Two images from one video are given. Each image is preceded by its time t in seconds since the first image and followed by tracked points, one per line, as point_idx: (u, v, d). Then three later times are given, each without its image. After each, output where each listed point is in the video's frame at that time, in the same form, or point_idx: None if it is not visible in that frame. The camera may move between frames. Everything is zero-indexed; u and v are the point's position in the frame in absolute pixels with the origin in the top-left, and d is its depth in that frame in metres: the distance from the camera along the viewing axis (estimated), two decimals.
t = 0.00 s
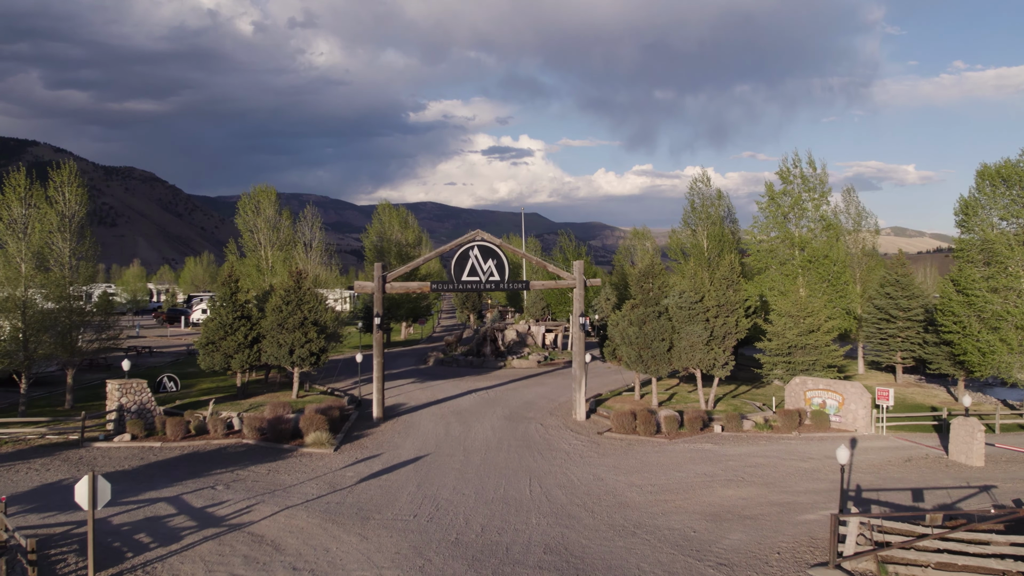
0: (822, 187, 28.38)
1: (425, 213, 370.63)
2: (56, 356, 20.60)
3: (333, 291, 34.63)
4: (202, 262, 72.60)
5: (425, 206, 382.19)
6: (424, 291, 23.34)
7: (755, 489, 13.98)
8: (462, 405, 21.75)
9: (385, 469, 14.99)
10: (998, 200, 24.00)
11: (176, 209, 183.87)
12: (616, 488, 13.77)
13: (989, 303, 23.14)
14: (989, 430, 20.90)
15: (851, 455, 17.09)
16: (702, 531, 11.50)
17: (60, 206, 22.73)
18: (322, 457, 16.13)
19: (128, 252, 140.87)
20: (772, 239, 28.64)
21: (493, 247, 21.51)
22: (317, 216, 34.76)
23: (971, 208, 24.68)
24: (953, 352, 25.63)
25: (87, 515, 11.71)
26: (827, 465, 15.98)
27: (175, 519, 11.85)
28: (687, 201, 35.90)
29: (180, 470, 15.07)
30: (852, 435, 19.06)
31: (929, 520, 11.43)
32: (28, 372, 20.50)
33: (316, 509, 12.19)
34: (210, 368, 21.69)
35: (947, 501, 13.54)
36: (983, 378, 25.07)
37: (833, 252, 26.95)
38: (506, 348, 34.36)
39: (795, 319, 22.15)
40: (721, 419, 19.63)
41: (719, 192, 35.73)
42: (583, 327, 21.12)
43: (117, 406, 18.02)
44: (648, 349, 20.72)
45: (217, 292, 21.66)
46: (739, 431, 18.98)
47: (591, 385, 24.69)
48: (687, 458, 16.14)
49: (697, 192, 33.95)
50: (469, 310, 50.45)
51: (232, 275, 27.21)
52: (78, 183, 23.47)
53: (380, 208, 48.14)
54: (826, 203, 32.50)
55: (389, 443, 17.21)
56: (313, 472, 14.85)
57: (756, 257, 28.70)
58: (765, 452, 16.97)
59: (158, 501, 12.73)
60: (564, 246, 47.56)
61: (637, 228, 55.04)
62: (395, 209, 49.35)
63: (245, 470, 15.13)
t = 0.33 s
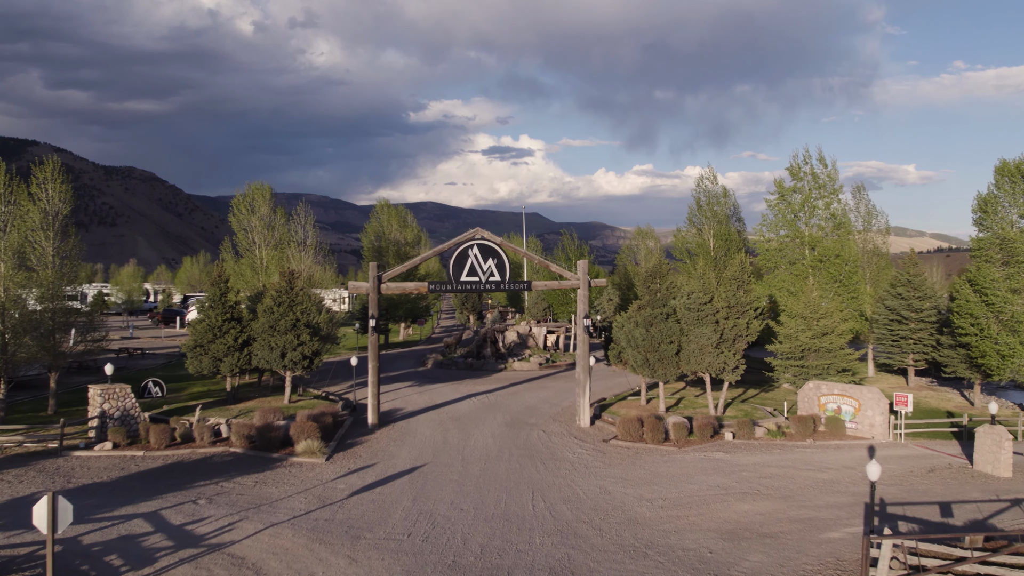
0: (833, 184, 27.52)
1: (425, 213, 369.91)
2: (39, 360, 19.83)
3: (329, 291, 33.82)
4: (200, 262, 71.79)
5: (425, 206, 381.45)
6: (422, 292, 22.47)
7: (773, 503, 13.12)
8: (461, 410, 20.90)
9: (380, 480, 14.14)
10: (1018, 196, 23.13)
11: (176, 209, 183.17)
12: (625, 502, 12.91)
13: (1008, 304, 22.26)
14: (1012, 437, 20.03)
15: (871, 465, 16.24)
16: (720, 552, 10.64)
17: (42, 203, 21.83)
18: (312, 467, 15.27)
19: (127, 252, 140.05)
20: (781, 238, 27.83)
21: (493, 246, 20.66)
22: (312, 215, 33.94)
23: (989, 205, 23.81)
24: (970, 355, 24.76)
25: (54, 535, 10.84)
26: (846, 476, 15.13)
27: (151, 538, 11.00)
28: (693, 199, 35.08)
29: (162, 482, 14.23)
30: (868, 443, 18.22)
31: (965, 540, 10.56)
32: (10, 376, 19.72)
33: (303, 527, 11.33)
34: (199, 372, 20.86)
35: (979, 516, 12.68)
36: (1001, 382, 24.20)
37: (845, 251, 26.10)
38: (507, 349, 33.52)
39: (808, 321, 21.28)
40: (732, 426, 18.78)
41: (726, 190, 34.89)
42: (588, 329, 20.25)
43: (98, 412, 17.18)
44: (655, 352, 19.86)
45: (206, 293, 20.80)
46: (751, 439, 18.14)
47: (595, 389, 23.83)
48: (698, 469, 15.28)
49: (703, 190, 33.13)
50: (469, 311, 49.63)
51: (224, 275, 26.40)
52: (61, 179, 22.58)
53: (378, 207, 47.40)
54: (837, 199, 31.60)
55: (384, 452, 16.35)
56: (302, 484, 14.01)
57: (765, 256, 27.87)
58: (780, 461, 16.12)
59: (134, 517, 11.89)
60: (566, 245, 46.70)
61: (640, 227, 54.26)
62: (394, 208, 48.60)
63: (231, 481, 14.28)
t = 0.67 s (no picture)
0: (844, 181, 26.60)
1: (425, 213, 369.15)
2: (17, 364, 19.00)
3: (325, 292, 32.95)
4: (196, 262, 70.91)
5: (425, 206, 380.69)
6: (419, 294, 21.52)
7: (793, 520, 12.22)
8: (460, 417, 20.01)
9: (372, 494, 13.25)
10: None
11: (175, 208, 182.36)
12: (636, 520, 12.00)
13: None
14: None
15: (893, 476, 15.35)
16: None
17: (24, 200, 20.88)
18: (301, 479, 14.38)
19: (127, 252, 139.14)
20: (791, 237, 26.96)
21: (493, 245, 19.75)
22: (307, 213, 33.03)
23: (1009, 202, 22.89)
24: (989, 359, 23.83)
25: (15, 559, 9.95)
26: (868, 488, 14.26)
27: (120, 561, 10.11)
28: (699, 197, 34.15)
29: (140, 496, 13.36)
30: (888, 451, 17.34)
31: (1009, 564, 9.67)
32: None
33: (287, 549, 10.43)
34: (186, 377, 19.93)
35: (1015, 534, 11.81)
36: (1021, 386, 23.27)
37: (857, 251, 25.19)
38: (507, 351, 32.65)
39: (822, 323, 20.36)
40: (744, 433, 17.90)
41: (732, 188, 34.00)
42: (593, 332, 19.32)
43: (78, 420, 16.30)
44: (663, 356, 18.95)
45: (193, 294, 19.89)
46: (764, 447, 17.26)
47: (599, 394, 22.91)
48: (711, 481, 14.39)
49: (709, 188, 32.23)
50: (468, 312, 48.76)
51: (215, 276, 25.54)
52: (44, 175, 21.64)
53: (376, 206, 46.60)
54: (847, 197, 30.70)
55: (378, 462, 15.47)
56: (289, 498, 13.12)
57: (774, 256, 26.98)
58: (798, 472, 15.23)
59: (106, 536, 11.02)
60: (568, 245, 45.82)
61: (643, 227, 53.42)
62: (392, 207, 47.77)
63: (214, 495, 13.39)
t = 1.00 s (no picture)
0: (856, 177, 25.68)
1: (425, 213, 368.42)
2: None
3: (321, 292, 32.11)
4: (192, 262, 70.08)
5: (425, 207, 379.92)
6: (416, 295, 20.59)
7: (817, 539, 11.32)
8: (458, 424, 19.11)
9: (363, 510, 12.33)
10: None
11: (177, 209, 181.82)
12: (647, 539, 11.10)
13: None
14: None
15: (918, 488, 14.45)
16: None
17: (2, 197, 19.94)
18: (288, 493, 13.48)
19: (128, 252, 138.13)
20: (801, 236, 26.05)
21: (493, 243, 18.86)
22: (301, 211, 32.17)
23: None
24: (1010, 362, 22.87)
25: None
26: (893, 503, 13.37)
27: None
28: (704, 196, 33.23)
29: (114, 512, 12.45)
30: (909, 461, 16.44)
31: None
32: None
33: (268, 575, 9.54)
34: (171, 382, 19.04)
35: None
36: None
37: (871, 250, 24.28)
38: (508, 354, 31.76)
39: (837, 326, 19.45)
40: (757, 442, 17.01)
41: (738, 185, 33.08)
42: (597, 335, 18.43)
43: (54, 428, 15.41)
44: (671, 361, 18.04)
45: (179, 295, 18.99)
46: (778, 457, 16.38)
47: (603, 399, 22.03)
48: (725, 495, 13.47)
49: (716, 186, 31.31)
50: (468, 313, 47.91)
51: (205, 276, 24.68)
52: (24, 171, 20.73)
53: (373, 205, 45.84)
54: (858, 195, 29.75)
55: (371, 474, 14.58)
56: (274, 515, 12.21)
57: (784, 255, 26.08)
58: (817, 485, 14.35)
59: (71, 559, 10.12)
60: (570, 245, 44.94)
61: (646, 227, 52.64)
62: (389, 206, 47.00)
63: (194, 511, 12.51)
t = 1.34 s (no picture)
0: (870, 173, 24.74)
1: (426, 213, 367.82)
2: None
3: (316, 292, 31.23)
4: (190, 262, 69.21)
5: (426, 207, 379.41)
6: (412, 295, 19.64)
7: (845, 562, 10.39)
8: (457, 432, 18.19)
9: (353, 529, 11.42)
10: None
11: (176, 209, 181.05)
12: (661, 563, 10.17)
13: None
14: None
15: (947, 501, 13.54)
16: None
17: None
18: (274, 509, 12.57)
19: (128, 252, 137.29)
20: (812, 234, 25.15)
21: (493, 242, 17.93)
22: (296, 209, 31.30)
23: None
24: None
25: None
26: (922, 519, 12.46)
27: None
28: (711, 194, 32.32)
29: (84, 530, 11.55)
30: (934, 472, 15.53)
31: None
32: None
33: None
34: (156, 388, 18.16)
35: None
36: None
37: (887, 248, 23.33)
38: (509, 356, 30.87)
39: (855, 329, 18.50)
40: (772, 452, 16.11)
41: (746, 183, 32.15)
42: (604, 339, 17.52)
43: (27, 437, 14.48)
44: (681, 365, 17.13)
45: (164, 297, 18.06)
46: (795, 468, 15.48)
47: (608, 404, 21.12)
48: (742, 511, 12.53)
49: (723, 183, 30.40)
50: (467, 314, 47.03)
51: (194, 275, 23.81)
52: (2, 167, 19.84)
53: (371, 204, 45.05)
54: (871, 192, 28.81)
55: (364, 487, 13.67)
56: (257, 535, 11.30)
57: (795, 254, 25.17)
58: (839, 499, 13.44)
59: None
60: (572, 245, 44.05)
61: (649, 227, 51.82)
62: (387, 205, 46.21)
63: (170, 529, 11.61)
